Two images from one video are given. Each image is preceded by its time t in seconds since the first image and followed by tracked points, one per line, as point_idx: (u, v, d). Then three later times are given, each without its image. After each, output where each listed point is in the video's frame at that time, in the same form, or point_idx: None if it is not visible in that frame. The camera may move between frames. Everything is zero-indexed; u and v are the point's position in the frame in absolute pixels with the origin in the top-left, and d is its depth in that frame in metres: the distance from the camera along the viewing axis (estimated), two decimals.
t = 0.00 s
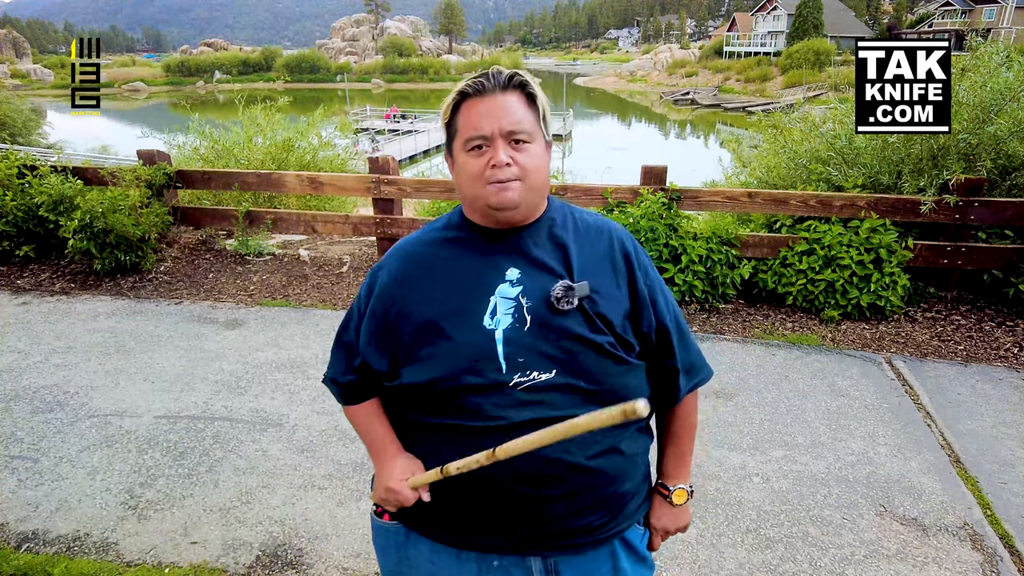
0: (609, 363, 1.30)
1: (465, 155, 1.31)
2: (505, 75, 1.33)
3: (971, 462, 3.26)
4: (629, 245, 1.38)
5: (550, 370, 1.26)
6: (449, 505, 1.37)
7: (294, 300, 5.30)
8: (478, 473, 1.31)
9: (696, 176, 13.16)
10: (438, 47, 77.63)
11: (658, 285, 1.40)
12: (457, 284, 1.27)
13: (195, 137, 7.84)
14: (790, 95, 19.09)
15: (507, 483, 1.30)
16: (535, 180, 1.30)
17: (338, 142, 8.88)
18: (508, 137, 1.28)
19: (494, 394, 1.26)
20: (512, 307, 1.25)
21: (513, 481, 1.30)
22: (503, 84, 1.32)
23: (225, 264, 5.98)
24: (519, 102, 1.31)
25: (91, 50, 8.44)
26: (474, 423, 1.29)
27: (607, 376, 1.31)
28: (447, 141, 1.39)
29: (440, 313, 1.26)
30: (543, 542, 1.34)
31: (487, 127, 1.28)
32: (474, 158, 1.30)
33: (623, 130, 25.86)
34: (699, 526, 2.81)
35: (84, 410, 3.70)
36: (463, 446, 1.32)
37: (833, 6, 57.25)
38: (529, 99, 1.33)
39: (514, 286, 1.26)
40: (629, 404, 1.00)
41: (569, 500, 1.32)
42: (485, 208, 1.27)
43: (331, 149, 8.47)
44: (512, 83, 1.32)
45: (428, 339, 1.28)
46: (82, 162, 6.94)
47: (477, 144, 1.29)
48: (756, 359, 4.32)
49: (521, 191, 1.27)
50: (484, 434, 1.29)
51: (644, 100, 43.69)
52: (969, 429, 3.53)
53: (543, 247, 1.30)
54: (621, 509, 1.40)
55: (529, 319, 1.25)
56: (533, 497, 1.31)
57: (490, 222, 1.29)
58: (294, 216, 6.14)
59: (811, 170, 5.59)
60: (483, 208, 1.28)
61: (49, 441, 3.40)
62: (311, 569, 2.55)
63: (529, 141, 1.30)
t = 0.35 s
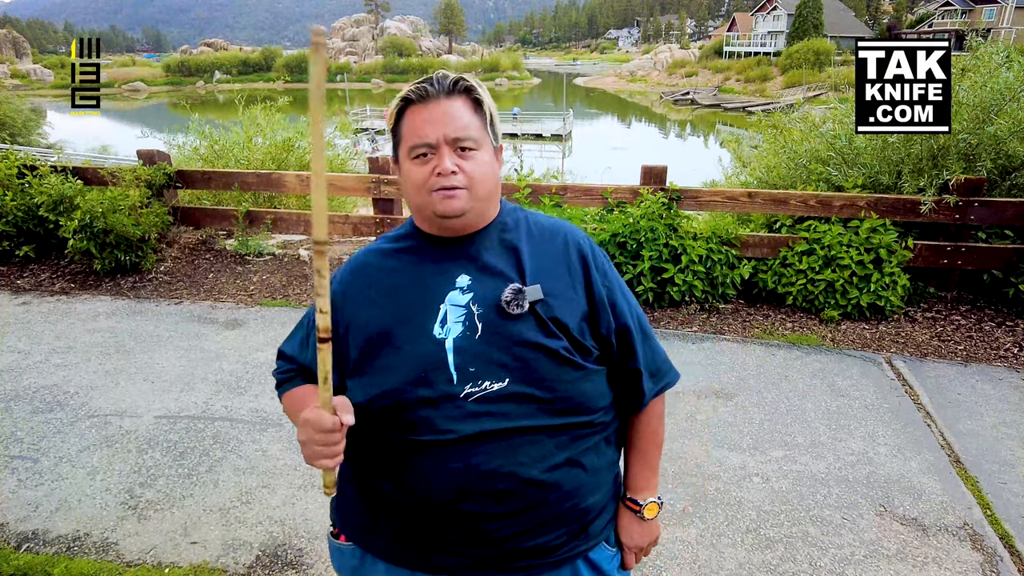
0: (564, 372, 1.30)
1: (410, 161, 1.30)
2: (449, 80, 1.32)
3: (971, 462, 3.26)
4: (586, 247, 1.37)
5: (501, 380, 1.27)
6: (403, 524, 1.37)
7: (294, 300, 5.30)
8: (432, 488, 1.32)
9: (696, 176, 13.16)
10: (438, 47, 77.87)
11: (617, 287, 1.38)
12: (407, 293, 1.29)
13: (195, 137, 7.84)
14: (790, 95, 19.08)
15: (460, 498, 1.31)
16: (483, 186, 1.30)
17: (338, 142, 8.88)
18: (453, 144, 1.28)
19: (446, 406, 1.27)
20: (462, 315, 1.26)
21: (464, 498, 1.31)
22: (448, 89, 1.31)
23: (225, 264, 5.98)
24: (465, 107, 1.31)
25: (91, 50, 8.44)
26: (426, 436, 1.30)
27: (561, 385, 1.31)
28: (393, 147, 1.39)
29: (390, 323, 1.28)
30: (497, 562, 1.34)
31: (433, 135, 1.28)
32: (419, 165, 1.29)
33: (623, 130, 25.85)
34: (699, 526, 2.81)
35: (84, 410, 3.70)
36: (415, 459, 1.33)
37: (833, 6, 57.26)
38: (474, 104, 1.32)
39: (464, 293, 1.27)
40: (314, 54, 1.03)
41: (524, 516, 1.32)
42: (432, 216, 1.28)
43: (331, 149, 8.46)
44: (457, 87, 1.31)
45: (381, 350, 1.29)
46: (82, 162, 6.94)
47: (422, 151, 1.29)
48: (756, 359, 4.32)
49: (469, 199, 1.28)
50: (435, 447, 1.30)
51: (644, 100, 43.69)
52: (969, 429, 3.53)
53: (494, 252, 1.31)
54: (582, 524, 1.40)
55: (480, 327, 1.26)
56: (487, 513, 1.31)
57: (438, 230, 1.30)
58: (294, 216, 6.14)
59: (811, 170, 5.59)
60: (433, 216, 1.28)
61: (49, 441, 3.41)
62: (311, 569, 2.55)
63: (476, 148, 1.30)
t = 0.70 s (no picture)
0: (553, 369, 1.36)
1: (378, 178, 1.28)
2: (417, 90, 1.29)
3: (971, 461, 3.26)
4: (555, 244, 1.44)
5: (500, 386, 1.30)
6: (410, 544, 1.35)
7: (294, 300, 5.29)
8: (437, 502, 1.32)
9: (696, 176, 13.15)
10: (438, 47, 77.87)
11: (586, 280, 1.47)
12: (396, 310, 1.29)
13: (195, 137, 7.84)
14: (791, 95, 19.07)
15: (466, 508, 1.31)
16: (456, 203, 1.31)
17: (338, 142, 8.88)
18: (426, 159, 1.27)
19: (446, 419, 1.28)
20: (453, 326, 1.28)
21: (470, 507, 1.31)
22: (416, 101, 1.29)
23: (224, 264, 5.98)
24: (434, 120, 1.30)
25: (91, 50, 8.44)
26: (426, 453, 1.30)
27: (553, 383, 1.36)
28: (356, 157, 1.35)
29: (379, 343, 1.28)
30: (510, 565, 1.34)
31: (404, 152, 1.26)
32: (389, 183, 1.28)
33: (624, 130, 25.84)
34: (698, 526, 2.81)
35: (84, 410, 3.70)
36: (416, 477, 1.32)
37: (834, 6, 57.28)
38: (441, 115, 1.32)
39: (451, 304, 1.29)
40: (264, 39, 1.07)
41: (531, 515, 1.35)
42: (405, 233, 1.28)
43: (331, 149, 8.46)
44: (425, 99, 1.30)
45: (373, 371, 1.28)
46: (82, 162, 6.94)
47: (392, 168, 1.28)
48: (756, 359, 4.32)
49: (443, 215, 1.29)
50: (438, 462, 1.30)
51: (644, 100, 43.67)
52: (969, 429, 3.53)
53: (472, 260, 1.34)
54: (583, 515, 1.44)
55: (474, 336, 1.29)
56: (496, 517, 1.32)
57: (411, 246, 1.31)
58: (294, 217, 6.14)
59: (811, 170, 5.59)
60: (408, 235, 1.29)
61: (49, 441, 3.40)
62: (311, 569, 2.55)
63: (448, 163, 1.30)
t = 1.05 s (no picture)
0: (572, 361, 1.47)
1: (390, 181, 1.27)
2: (427, 91, 1.30)
3: (971, 462, 3.26)
4: (551, 242, 1.57)
5: (529, 380, 1.38)
6: (451, 551, 1.36)
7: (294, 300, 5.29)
8: (482, 505, 1.35)
9: (696, 176, 13.14)
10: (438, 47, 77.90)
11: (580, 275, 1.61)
12: (420, 315, 1.31)
13: (195, 137, 7.84)
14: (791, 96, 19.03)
15: (506, 506, 1.36)
16: (467, 204, 1.34)
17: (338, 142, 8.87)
18: (440, 162, 1.29)
19: (482, 418, 1.33)
20: (479, 326, 1.33)
21: (511, 502, 1.36)
22: (427, 102, 1.30)
23: (224, 264, 5.98)
24: (444, 121, 1.31)
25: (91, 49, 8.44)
26: (463, 455, 1.33)
27: (570, 374, 1.47)
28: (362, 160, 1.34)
29: (403, 350, 1.29)
30: (551, 555, 1.41)
31: (417, 155, 1.26)
32: (402, 187, 1.27)
33: (624, 130, 25.81)
34: (698, 526, 2.81)
35: (84, 410, 3.70)
36: (457, 482, 1.34)
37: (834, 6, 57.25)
38: (450, 116, 1.34)
39: (473, 304, 1.34)
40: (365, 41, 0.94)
41: (565, 502, 1.44)
42: (421, 237, 1.30)
43: (331, 149, 8.46)
44: (436, 101, 1.31)
45: (402, 378, 1.29)
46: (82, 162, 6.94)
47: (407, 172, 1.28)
48: (756, 359, 4.32)
49: (457, 217, 1.32)
50: (475, 463, 1.34)
51: (644, 100, 43.64)
52: (969, 429, 3.53)
53: (483, 260, 1.40)
54: (601, 497, 1.55)
55: (498, 333, 1.34)
56: (537, 509, 1.39)
57: (424, 249, 1.33)
58: (294, 216, 6.14)
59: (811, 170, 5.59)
60: (423, 239, 1.30)
61: (49, 441, 3.40)
62: (311, 569, 2.55)
63: (459, 165, 1.32)
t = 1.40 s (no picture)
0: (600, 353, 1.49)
1: (427, 176, 1.28)
2: (462, 87, 1.30)
3: (971, 462, 3.26)
4: (572, 240, 1.60)
5: (562, 373, 1.38)
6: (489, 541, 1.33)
7: (294, 300, 5.29)
8: (520, 494, 1.33)
9: (696, 176, 13.13)
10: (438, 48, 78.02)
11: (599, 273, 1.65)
12: (457, 310, 1.29)
13: (195, 137, 7.85)
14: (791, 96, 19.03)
15: (542, 495, 1.35)
16: (500, 199, 1.34)
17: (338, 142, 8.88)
18: (475, 156, 1.29)
19: (520, 410, 1.31)
20: (514, 320, 1.32)
21: (549, 490, 1.36)
22: (462, 96, 1.30)
23: (224, 264, 5.98)
24: (479, 115, 1.31)
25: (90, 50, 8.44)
26: (502, 447, 1.31)
27: (598, 367, 1.48)
28: (394, 155, 1.33)
29: (441, 344, 1.26)
30: (585, 541, 1.41)
31: (454, 148, 1.26)
32: (439, 181, 1.28)
33: (623, 130, 25.80)
34: (698, 526, 2.81)
35: (84, 410, 3.70)
36: (495, 472, 1.32)
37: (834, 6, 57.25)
38: (484, 110, 1.34)
39: (508, 298, 1.34)
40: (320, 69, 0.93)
41: (596, 489, 1.44)
42: (457, 230, 1.29)
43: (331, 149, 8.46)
44: (470, 96, 1.31)
45: (441, 373, 1.26)
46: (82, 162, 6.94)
47: (443, 166, 1.28)
48: (756, 359, 4.32)
49: (490, 212, 1.32)
50: (513, 454, 1.32)
51: (644, 100, 43.61)
52: (969, 429, 3.53)
53: (516, 255, 1.40)
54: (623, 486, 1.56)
55: (532, 327, 1.34)
56: (571, 496, 1.39)
57: (459, 243, 1.32)
58: (294, 216, 6.14)
59: (811, 170, 5.59)
60: (459, 232, 1.29)
61: (48, 441, 3.40)
62: (311, 569, 2.55)
63: (492, 158, 1.33)
